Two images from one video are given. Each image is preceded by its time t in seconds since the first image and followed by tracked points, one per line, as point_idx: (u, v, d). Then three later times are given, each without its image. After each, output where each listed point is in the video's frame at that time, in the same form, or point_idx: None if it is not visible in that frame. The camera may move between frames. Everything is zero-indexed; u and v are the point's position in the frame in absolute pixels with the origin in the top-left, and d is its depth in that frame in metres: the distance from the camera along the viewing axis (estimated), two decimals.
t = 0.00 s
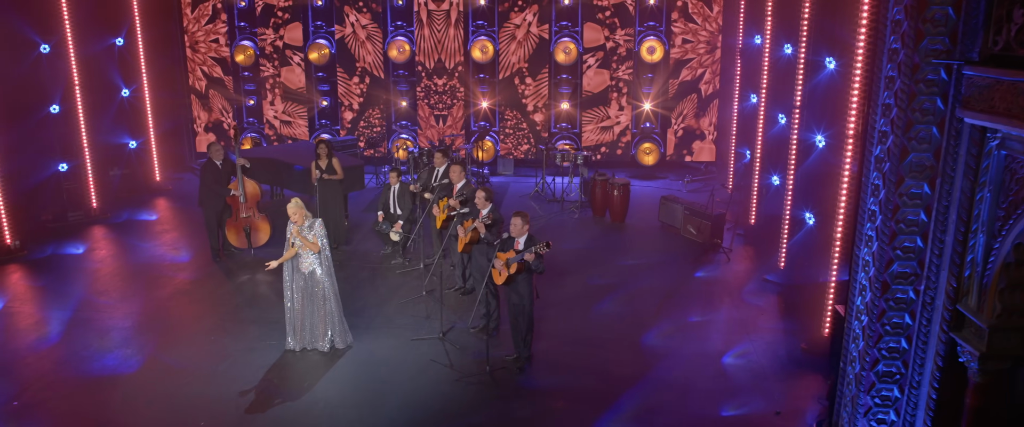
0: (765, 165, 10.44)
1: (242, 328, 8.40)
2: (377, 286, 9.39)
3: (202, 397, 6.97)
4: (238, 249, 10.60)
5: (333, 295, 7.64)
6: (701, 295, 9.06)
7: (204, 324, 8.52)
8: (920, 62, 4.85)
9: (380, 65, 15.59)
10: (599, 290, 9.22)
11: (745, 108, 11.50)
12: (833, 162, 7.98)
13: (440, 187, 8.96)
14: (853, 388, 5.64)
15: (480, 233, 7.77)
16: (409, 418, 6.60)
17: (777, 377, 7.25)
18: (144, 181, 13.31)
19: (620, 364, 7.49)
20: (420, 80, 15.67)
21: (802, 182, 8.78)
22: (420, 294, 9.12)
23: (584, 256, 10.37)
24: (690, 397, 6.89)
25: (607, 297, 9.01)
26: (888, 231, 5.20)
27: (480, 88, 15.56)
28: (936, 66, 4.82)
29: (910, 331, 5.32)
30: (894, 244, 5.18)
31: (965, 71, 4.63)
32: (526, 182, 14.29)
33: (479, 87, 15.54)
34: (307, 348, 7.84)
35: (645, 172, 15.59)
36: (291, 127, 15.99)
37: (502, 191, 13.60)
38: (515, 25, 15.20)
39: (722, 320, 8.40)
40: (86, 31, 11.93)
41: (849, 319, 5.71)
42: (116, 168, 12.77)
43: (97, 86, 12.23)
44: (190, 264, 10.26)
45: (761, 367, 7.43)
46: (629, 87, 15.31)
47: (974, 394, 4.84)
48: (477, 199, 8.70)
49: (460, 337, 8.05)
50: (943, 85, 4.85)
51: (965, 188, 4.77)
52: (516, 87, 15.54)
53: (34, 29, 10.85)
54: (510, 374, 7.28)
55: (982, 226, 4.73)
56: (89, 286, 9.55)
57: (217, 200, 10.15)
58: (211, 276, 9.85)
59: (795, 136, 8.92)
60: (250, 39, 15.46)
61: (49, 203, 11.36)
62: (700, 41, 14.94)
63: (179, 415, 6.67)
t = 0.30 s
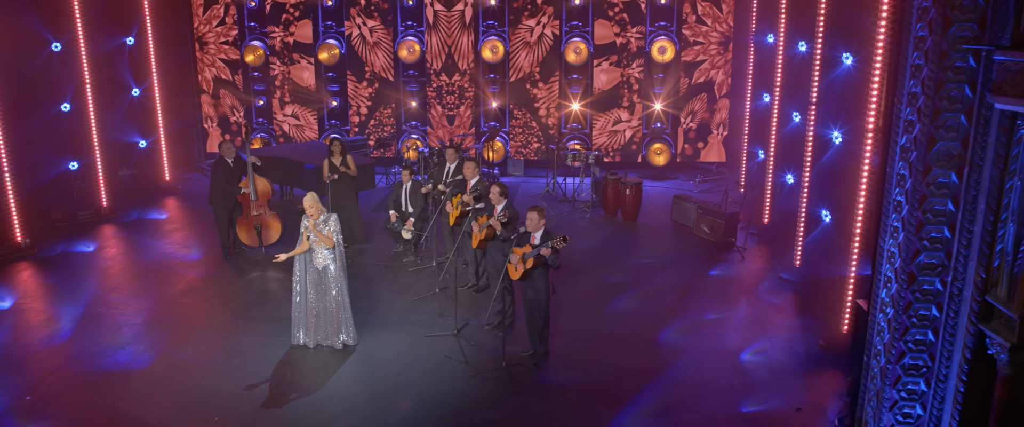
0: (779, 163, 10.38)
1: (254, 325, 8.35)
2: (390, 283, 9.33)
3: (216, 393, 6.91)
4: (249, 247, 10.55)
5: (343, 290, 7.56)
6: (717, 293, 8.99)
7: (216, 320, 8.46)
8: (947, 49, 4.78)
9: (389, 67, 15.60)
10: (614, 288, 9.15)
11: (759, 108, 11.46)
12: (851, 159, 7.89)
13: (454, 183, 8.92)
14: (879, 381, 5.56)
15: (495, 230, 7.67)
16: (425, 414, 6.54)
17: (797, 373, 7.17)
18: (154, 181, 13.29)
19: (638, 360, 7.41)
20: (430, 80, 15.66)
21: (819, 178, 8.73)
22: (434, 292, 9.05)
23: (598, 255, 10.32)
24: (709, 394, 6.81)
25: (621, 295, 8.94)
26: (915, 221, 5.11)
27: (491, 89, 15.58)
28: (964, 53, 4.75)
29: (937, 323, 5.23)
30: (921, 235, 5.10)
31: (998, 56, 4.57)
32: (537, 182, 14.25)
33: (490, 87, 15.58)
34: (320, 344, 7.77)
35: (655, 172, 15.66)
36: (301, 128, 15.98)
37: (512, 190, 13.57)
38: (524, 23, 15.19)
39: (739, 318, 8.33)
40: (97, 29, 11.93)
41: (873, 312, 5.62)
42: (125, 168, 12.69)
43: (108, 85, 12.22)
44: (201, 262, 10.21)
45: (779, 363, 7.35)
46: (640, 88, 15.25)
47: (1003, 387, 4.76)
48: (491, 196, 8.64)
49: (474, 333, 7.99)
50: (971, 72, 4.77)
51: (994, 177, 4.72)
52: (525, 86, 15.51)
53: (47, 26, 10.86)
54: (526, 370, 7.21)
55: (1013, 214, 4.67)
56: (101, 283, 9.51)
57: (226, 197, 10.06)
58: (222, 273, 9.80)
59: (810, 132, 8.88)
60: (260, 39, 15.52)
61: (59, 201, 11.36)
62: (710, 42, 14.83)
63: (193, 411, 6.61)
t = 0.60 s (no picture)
0: (793, 156, 10.31)
1: (269, 315, 8.32)
2: (404, 275, 9.29)
3: (234, 381, 6.88)
4: (262, 240, 10.49)
5: (358, 281, 7.51)
6: (733, 286, 8.94)
7: (230, 311, 8.44)
8: (978, 30, 4.71)
9: (400, 62, 15.58)
10: (629, 280, 9.10)
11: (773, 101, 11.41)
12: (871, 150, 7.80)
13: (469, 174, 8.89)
14: (905, 369, 5.47)
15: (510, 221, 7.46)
16: (444, 403, 6.50)
17: (817, 364, 7.10)
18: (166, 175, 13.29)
19: (656, 351, 7.37)
20: (442, 75, 15.64)
21: (835, 170, 8.66)
22: (448, 283, 9.01)
23: (612, 248, 10.27)
24: (729, 384, 6.75)
25: (637, 287, 8.89)
26: (943, 206, 5.02)
27: (502, 83, 15.56)
28: (995, 34, 4.68)
29: (966, 309, 5.15)
30: (950, 219, 5.00)
31: None
32: (549, 176, 14.21)
33: (501, 82, 15.53)
34: (336, 334, 7.73)
35: (667, 167, 15.64)
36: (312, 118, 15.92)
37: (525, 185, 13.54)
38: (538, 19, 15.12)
39: (756, 310, 8.28)
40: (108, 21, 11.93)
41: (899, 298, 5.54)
42: (137, 161, 12.75)
43: (120, 78, 12.26)
44: (214, 254, 10.19)
45: (799, 354, 7.29)
46: (652, 84, 15.21)
47: None
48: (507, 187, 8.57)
49: (490, 324, 7.94)
50: (1002, 53, 4.70)
51: None
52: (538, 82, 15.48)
53: (60, 17, 10.86)
54: (544, 360, 7.17)
55: None
56: (115, 275, 9.50)
57: (240, 190, 10.01)
58: (236, 265, 9.77)
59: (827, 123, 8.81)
60: (271, 34, 15.50)
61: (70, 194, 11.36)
62: (723, 38, 14.79)
63: (211, 399, 6.59)
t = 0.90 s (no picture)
0: (807, 148, 10.26)
1: (283, 305, 8.28)
2: (417, 266, 9.26)
3: (250, 370, 6.85)
4: (273, 231, 10.36)
5: (373, 270, 7.47)
6: (749, 277, 8.89)
7: (244, 301, 8.40)
8: (1008, 11, 4.62)
9: (408, 57, 15.61)
10: (644, 271, 9.06)
11: (786, 94, 11.39)
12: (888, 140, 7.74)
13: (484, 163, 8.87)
14: (931, 355, 5.42)
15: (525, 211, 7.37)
16: (462, 391, 6.46)
17: (836, 353, 7.05)
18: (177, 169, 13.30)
19: (674, 340, 7.32)
20: (452, 68, 15.63)
21: (852, 160, 8.61)
22: (462, 274, 8.98)
23: (625, 240, 10.24)
24: (749, 373, 6.71)
25: (652, 278, 8.86)
26: (971, 189, 4.96)
27: (513, 77, 15.57)
28: None
29: (993, 293, 5.08)
30: (977, 203, 4.94)
31: None
32: (561, 170, 14.19)
33: (512, 76, 15.54)
34: (351, 324, 7.71)
35: (679, 162, 15.60)
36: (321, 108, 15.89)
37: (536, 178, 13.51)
38: (551, 15, 15.16)
39: (773, 300, 8.24)
40: (119, 13, 11.87)
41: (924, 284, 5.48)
42: (147, 156, 12.70)
43: (131, 71, 12.21)
44: (226, 245, 10.17)
45: (818, 344, 7.24)
46: (663, 78, 15.21)
47: None
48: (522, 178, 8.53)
49: (506, 314, 7.90)
50: None
51: None
52: (548, 77, 15.52)
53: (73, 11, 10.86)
54: (561, 349, 7.14)
55: None
56: (127, 266, 9.47)
57: (253, 181, 9.89)
58: (248, 256, 9.75)
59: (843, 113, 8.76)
60: (281, 28, 15.49)
61: (81, 188, 11.31)
62: (734, 33, 14.79)
63: (228, 386, 6.56)
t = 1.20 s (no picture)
0: (813, 139, 10.25)
1: (290, 295, 8.24)
2: (424, 257, 9.23)
3: (259, 358, 6.81)
4: (277, 224, 10.34)
5: (383, 258, 7.44)
6: (756, 267, 8.88)
7: (250, 290, 8.35)
8: None
9: (408, 52, 15.61)
10: (651, 261, 9.05)
11: (790, 86, 11.38)
12: (898, 127, 7.73)
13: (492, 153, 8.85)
14: (946, 338, 5.41)
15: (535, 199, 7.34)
16: (473, 379, 6.43)
17: (847, 340, 7.04)
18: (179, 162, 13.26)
19: (684, 328, 7.30)
20: (454, 62, 15.60)
21: (859, 149, 8.59)
22: (469, 265, 8.96)
23: (631, 231, 10.22)
24: (760, 360, 6.69)
25: (660, 267, 8.84)
26: (989, 170, 4.93)
27: (515, 70, 15.50)
28: None
29: (1010, 275, 5.07)
30: (995, 184, 4.92)
31: None
32: (564, 163, 14.18)
33: (514, 69, 15.47)
34: (359, 313, 7.66)
35: (682, 154, 15.59)
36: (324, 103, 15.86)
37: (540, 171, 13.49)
38: (555, 13, 15.17)
39: (781, 289, 8.24)
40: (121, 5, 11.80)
41: (939, 267, 5.45)
42: (148, 149, 12.68)
43: (132, 63, 12.14)
44: (230, 237, 10.12)
45: (828, 331, 7.23)
46: (666, 71, 15.22)
47: None
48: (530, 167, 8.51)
49: (514, 303, 7.88)
50: None
51: None
52: (550, 70, 15.48)
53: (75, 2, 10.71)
54: (571, 337, 7.11)
55: None
56: (131, 257, 9.42)
57: (256, 173, 9.90)
58: (252, 247, 9.70)
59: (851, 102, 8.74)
60: (282, 21, 15.41)
61: (82, 181, 11.24)
62: (737, 27, 14.79)
63: (237, 374, 6.51)
